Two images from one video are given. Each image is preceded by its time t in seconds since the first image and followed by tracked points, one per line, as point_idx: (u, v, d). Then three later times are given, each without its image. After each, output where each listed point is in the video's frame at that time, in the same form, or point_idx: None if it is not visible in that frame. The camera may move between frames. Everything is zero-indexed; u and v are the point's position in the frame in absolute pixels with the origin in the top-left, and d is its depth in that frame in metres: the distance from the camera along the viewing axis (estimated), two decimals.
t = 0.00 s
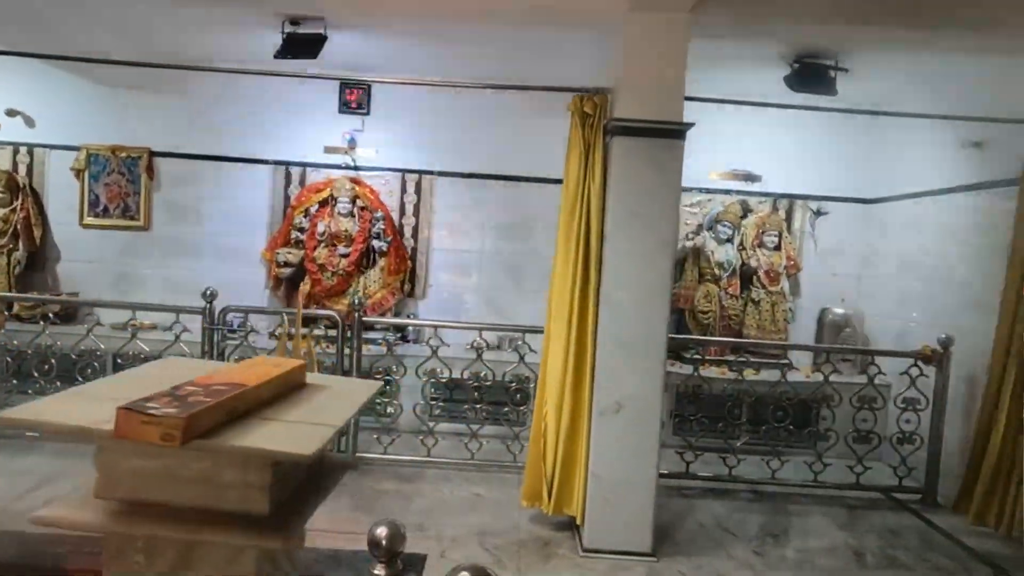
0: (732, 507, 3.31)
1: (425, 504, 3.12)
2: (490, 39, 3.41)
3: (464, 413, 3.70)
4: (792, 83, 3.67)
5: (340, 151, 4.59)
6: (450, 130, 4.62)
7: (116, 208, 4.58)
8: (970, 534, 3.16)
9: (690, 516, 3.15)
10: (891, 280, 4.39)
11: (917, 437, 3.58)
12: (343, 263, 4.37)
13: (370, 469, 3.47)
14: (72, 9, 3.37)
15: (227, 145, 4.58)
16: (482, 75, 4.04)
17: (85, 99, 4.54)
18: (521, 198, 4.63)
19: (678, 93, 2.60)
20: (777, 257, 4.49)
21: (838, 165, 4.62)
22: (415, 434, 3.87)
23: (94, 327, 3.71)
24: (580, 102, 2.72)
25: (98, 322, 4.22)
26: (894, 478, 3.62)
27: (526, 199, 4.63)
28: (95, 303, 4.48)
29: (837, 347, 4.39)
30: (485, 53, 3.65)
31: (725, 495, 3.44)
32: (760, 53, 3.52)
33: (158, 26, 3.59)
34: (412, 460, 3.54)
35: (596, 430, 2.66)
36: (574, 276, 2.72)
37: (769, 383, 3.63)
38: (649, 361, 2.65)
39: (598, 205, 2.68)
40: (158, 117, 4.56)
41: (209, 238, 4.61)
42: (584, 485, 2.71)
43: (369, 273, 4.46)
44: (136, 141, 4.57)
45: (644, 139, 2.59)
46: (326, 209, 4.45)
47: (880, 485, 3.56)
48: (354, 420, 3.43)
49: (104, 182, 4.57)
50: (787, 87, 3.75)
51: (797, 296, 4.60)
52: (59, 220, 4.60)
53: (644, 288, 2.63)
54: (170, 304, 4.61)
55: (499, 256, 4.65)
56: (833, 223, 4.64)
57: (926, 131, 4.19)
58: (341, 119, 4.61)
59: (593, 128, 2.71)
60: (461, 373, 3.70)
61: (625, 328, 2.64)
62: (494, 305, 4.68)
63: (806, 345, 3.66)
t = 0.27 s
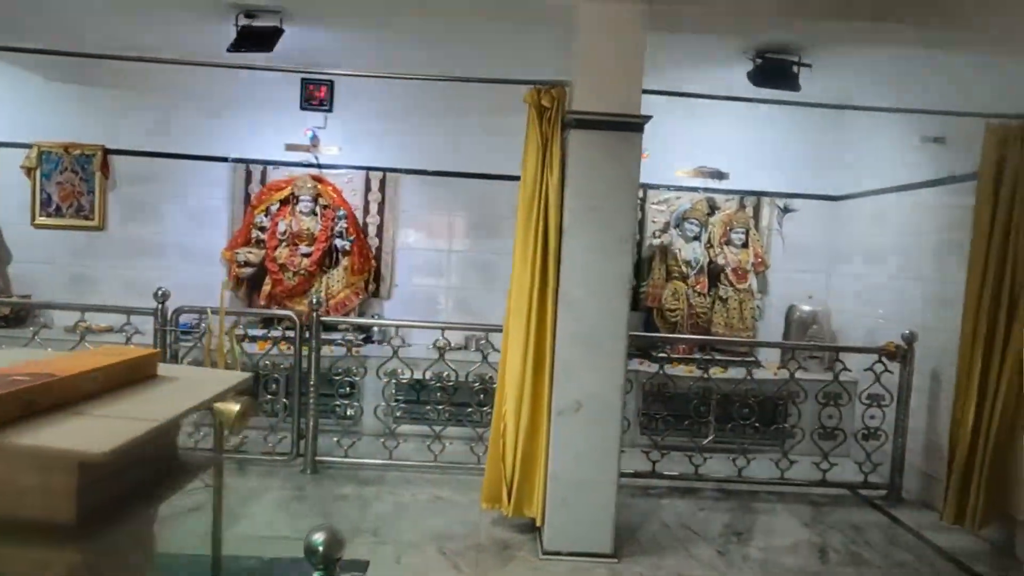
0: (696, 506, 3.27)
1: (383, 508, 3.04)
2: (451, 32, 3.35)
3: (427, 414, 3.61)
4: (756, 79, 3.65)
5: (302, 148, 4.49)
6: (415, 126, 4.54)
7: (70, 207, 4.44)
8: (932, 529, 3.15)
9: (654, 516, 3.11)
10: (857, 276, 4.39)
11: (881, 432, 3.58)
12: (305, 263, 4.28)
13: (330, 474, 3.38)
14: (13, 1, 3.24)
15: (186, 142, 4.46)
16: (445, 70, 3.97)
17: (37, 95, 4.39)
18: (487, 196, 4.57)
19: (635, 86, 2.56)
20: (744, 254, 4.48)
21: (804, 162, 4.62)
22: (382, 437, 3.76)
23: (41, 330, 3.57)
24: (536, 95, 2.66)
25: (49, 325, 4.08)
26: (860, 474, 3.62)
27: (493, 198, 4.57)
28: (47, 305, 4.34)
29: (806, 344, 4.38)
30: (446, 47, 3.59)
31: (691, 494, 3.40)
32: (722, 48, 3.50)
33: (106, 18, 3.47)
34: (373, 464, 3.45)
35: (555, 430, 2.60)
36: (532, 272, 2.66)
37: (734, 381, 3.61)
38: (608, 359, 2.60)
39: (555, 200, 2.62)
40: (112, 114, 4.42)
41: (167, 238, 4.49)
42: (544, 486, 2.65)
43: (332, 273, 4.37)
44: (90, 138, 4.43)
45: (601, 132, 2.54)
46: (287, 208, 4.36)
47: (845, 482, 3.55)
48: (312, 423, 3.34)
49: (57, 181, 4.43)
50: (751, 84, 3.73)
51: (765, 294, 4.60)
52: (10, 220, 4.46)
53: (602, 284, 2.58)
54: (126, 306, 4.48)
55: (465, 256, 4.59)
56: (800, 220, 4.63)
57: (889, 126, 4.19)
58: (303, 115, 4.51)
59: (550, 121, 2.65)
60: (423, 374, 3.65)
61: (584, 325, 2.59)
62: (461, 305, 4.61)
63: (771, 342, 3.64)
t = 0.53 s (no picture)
0: (667, 509, 3.21)
1: (344, 518, 2.93)
2: (413, 25, 3.26)
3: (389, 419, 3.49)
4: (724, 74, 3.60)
5: (263, 146, 4.36)
6: (380, 123, 4.43)
7: (19, 208, 4.27)
8: (902, 528, 3.12)
9: (623, 520, 3.04)
10: (828, 274, 4.38)
11: (852, 431, 3.55)
12: (266, 264, 4.15)
13: (290, 482, 3.26)
14: None
15: (141, 141, 4.31)
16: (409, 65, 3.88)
17: None
18: (454, 194, 4.47)
19: (596, 77, 2.48)
20: (714, 252, 4.44)
21: (775, 158, 4.59)
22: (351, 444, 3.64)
23: None
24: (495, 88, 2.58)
25: None
26: (831, 473, 3.58)
27: (461, 197, 4.48)
28: None
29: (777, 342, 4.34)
30: (411, 42, 3.50)
31: (662, 497, 3.34)
32: (689, 42, 3.45)
33: (51, 10, 3.33)
34: (335, 471, 3.33)
35: (518, 434, 2.51)
36: (493, 271, 2.58)
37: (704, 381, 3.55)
38: (572, 360, 2.52)
39: (516, 196, 2.54)
40: (63, 111, 4.26)
41: (122, 240, 4.33)
42: (507, 493, 2.56)
43: (294, 275, 4.25)
44: (40, 136, 4.26)
45: (561, 126, 2.46)
46: (247, 208, 4.22)
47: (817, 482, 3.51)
48: (269, 429, 3.21)
49: (5, 182, 4.25)
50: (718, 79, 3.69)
51: (736, 292, 4.56)
52: None
53: (565, 283, 2.50)
54: (80, 311, 4.31)
55: (433, 256, 4.48)
56: (770, 218, 4.60)
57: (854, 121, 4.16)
58: (263, 112, 4.37)
59: (510, 114, 2.57)
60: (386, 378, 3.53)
61: (546, 325, 2.50)
62: (429, 307, 4.51)
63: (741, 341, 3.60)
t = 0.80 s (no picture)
0: (636, 512, 3.15)
1: (303, 526, 2.83)
2: (374, 17, 3.18)
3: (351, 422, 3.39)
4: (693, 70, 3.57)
5: (225, 144, 4.25)
6: (346, 120, 4.33)
7: None
8: (872, 526, 3.10)
9: (591, 524, 2.98)
10: (798, 271, 4.36)
11: (823, 429, 3.52)
12: (228, 265, 4.04)
13: (249, 490, 3.16)
14: None
15: (98, 138, 4.17)
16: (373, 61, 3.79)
17: None
18: (423, 192, 4.38)
19: (556, 70, 2.42)
20: (686, 250, 4.40)
21: (746, 156, 4.57)
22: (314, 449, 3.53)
23: None
24: (454, 80, 2.50)
25: None
26: (802, 472, 3.55)
27: (430, 195, 4.39)
28: None
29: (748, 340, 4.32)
30: (376, 36, 3.43)
31: (632, 499, 3.28)
32: (658, 36, 3.41)
33: None
34: (297, 476, 3.23)
35: (479, 438, 2.44)
36: (453, 269, 2.50)
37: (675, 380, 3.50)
38: (535, 360, 2.44)
39: (476, 192, 2.47)
40: (15, 108, 4.11)
41: (78, 241, 4.18)
42: (470, 498, 2.48)
43: (257, 276, 4.13)
44: None
45: (520, 119, 2.39)
46: (208, 208, 4.10)
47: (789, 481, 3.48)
48: (227, 435, 3.10)
49: None
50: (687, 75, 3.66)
51: (708, 290, 4.53)
52: None
53: (527, 281, 2.42)
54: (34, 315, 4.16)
55: (401, 256, 4.39)
56: (741, 216, 4.58)
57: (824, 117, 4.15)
58: (225, 109, 4.26)
59: (470, 107, 2.49)
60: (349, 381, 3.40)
61: (509, 324, 2.43)
62: (397, 308, 4.42)
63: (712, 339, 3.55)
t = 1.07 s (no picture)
0: (607, 513, 3.10)
1: (262, 534, 2.74)
2: (335, 10, 3.10)
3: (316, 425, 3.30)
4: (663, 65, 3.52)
5: (188, 142, 4.14)
6: (314, 116, 4.24)
7: None
8: (845, 526, 3.07)
9: (560, 527, 2.92)
10: (773, 269, 4.33)
11: (796, 427, 3.49)
12: (191, 266, 3.94)
13: (209, 496, 3.06)
14: None
15: (57, 136, 4.05)
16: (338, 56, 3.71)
17: None
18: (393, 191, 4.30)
19: (516, 61, 2.36)
20: (660, 249, 4.36)
21: (720, 153, 4.54)
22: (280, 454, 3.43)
23: None
24: (413, 72, 2.43)
25: None
26: (776, 471, 3.52)
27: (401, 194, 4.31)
28: None
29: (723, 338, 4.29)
30: (339, 30, 3.35)
31: (603, 501, 3.23)
32: (626, 30, 3.36)
33: None
34: (259, 481, 3.14)
35: (440, 441, 2.37)
36: (413, 267, 2.42)
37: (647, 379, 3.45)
38: (497, 360, 2.38)
39: (436, 188, 2.40)
40: None
41: (36, 241, 4.06)
42: (431, 502, 2.41)
43: (222, 276, 4.03)
44: None
45: (479, 112, 2.33)
46: (171, 207, 4.00)
47: (762, 480, 3.44)
48: (185, 440, 3.00)
49: None
50: (657, 70, 3.60)
51: (682, 289, 4.49)
52: None
53: (488, 279, 2.36)
54: None
55: (372, 256, 4.31)
56: (715, 213, 4.55)
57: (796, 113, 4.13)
58: (188, 106, 4.15)
59: (429, 100, 2.43)
60: (313, 383, 3.32)
61: (470, 323, 2.36)
62: (368, 309, 4.33)
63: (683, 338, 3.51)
